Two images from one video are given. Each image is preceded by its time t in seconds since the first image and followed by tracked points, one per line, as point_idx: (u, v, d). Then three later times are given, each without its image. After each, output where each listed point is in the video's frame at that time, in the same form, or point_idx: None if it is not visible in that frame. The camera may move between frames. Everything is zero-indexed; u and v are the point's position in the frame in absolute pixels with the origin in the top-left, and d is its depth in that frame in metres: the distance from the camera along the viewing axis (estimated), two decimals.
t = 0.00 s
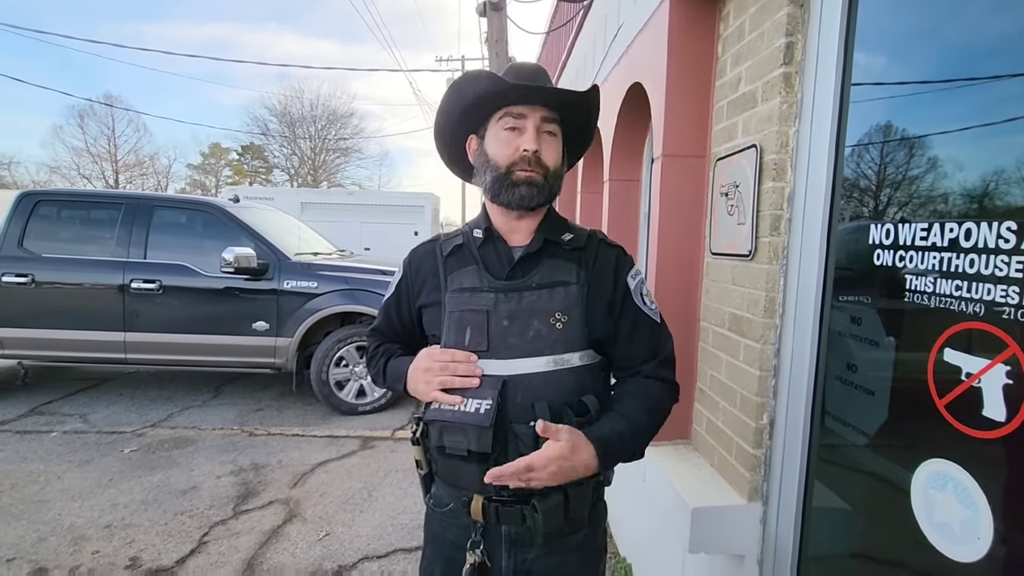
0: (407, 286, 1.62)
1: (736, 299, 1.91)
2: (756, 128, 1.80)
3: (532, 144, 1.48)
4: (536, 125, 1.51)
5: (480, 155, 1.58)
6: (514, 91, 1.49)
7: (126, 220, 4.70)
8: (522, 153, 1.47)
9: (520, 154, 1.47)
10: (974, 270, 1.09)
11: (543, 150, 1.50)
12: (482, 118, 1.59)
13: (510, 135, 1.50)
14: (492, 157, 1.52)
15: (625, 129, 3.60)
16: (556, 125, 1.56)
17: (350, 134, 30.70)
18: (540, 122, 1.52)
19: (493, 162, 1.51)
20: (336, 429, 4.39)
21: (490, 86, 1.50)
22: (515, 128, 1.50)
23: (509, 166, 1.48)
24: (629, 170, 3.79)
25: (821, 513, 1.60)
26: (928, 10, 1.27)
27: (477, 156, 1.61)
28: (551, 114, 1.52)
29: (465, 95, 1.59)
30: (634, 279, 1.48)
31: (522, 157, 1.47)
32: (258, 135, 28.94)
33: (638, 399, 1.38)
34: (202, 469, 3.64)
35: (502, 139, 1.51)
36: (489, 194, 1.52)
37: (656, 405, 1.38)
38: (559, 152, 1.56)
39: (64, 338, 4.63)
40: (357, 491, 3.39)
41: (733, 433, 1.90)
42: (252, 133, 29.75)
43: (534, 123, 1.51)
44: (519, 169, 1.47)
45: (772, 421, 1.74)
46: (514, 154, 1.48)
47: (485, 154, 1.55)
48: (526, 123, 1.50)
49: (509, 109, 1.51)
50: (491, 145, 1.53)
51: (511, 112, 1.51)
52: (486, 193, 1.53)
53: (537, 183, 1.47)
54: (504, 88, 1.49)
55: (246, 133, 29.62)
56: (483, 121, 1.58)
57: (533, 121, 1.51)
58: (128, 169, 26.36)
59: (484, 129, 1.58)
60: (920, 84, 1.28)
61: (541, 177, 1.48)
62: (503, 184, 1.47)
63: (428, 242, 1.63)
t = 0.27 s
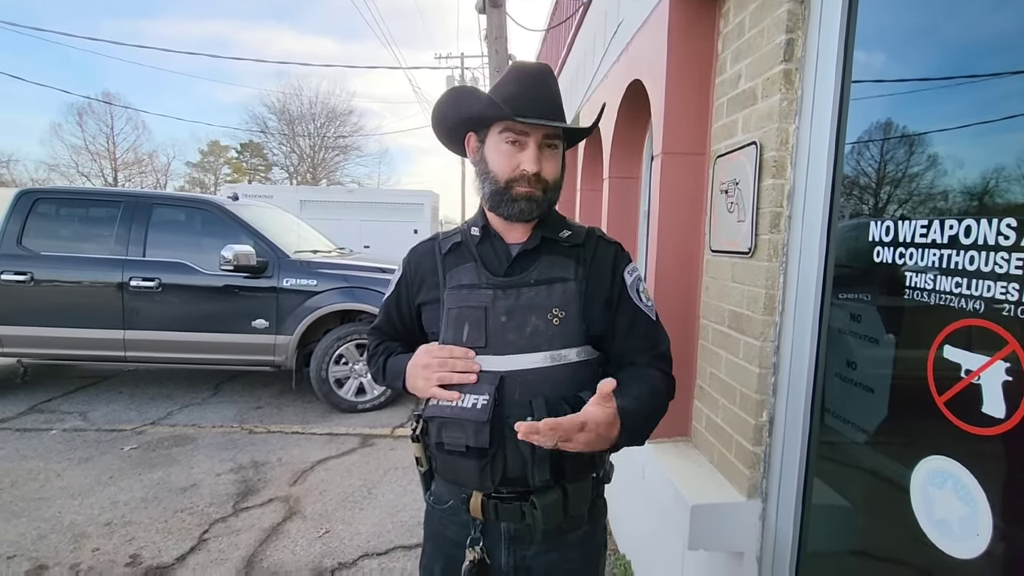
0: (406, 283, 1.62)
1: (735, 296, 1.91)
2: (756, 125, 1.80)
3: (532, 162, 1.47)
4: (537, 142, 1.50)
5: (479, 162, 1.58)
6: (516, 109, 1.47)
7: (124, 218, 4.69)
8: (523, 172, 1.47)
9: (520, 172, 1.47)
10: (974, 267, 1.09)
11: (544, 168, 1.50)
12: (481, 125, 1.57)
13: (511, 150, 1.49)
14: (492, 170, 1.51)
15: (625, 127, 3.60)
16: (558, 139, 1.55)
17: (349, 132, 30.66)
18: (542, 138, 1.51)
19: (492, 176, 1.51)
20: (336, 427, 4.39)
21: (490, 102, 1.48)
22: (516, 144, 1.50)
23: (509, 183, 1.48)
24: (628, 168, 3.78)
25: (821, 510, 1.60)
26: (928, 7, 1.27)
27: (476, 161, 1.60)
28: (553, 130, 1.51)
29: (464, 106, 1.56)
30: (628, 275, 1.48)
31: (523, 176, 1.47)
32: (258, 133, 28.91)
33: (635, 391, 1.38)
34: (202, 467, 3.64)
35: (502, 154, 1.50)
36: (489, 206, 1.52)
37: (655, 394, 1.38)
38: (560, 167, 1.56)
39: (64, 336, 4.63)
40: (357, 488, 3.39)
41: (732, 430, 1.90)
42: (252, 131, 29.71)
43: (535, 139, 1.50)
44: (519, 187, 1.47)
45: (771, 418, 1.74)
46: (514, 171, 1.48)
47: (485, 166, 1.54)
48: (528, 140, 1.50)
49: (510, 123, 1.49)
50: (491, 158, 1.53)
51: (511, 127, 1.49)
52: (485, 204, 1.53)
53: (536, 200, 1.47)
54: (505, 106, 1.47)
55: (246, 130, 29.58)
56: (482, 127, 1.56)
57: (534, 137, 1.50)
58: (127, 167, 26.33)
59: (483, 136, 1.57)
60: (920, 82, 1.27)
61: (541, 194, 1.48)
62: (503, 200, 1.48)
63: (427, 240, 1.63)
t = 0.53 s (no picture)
0: (405, 281, 1.61)
1: (736, 294, 1.91)
2: (756, 122, 1.79)
3: (537, 151, 1.47)
4: (541, 133, 1.50)
5: (481, 155, 1.56)
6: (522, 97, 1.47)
7: (123, 216, 4.68)
8: (527, 162, 1.46)
9: (524, 162, 1.46)
10: (975, 264, 1.09)
11: (548, 159, 1.49)
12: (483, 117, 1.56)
13: (514, 140, 1.48)
14: (495, 161, 1.50)
15: (625, 125, 3.59)
16: (560, 131, 1.55)
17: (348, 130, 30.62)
18: (546, 128, 1.51)
19: (496, 167, 1.50)
20: (335, 425, 4.39)
21: (497, 91, 1.47)
22: (521, 134, 1.49)
23: (513, 173, 1.47)
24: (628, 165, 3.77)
25: (820, 508, 1.60)
26: (928, 5, 1.26)
27: (478, 154, 1.59)
28: (557, 120, 1.51)
29: (468, 97, 1.55)
30: (634, 274, 1.48)
31: (527, 166, 1.46)
32: (256, 131, 28.86)
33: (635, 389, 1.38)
34: (202, 465, 3.64)
35: (506, 143, 1.49)
36: (490, 199, 1.51)
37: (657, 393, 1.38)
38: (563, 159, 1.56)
39: (63, 335, 4.62)
40: (357, 487, 3.39)
41: (732, 428, 1.90)
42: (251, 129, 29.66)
43: (539, 130, 1.49)
44: (523, 178, 1.46)
45: (771, 416, 1.74)
46: (518, 161, 1.47)
47: (488, 157, 1.53)
48: (532, 130, 1.49)
49: (514, 113, 1.49)
50: (494, 148, 1.51)
51: (516, 117, 1.49)
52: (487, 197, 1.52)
53: (540, 193, 1.46)
54: (510, 95, 1.47)
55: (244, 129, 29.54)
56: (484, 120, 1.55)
57: (538, 127, 1.50)
58: (125, 166, 26.28)
59: (485, 128, 1.56)
60: (920, 80, 1.27)
61: (545, 186, 1.47)
62: (507, 192, 1.46)
63: (426, 237, 1.62)
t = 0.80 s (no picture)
0: (403, 280, 1.61)
1: (734, 293, 1.91)
2: (754, 121, 1.80)
3: (548, 160, 1.46)
4: (553, 142, 1.49)
5: (489, 155, 1.55)
6: (537, 104, 1.45)
7: (120, 216, 4.67)
8: (537, 169, 1.46)
9: (533, 169, 1.46)
10: (973, 263, 1.09)
11: (557, 168, 1.49)
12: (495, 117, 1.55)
13: (526, 146, 1.47)
14: (504, 164, 1.50)
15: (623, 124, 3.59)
16: (570, 141, 1.55)
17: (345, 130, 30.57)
18: (557, 137, 1.51)
19: (504, 170, 1.49)
20: (334, 425, 4.39)
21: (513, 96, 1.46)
22: (533, 141, 1.48)
23: (520, 178, 1.47)
24: (626, 164, 3.77)
25: (819, 507, 1.60)
26: (926, 4, 1.26)
27: (485, 153, 1.58)
28: (570, 130, 1.51)
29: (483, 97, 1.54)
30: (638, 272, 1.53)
31: (536, 172, 1.46)
32: (253, 130, 28.80)
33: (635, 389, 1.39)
34: (200, 465, 3.63)
35: (517, 148, 1.48)
36: (495, 200, 1.51)
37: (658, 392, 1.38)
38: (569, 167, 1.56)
39: (60, 335, 4.61)
40: (355, 487, 3.39)
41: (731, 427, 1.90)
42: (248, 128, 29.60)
43: (551, 138, 1.49)
44: (530, 184, 1.46)
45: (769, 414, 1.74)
46: (528, 167, 1.46)
47: (496, 159, 1.52)
48: (544, 138, 1.49)
49: (530, 119, 1.47)
50: (503, 151, 1.50)
51: (531, 123, 1.47)
52: (491, 197, 1.52)
53: (545, 199, 1.47)
54: (527, 100, 1.45)
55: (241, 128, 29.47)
56: (496, 120, 1.54)
57: (551, 136, 1.49)
58: (122, 165, 26.21)
59: (496, 129, 1.54)
60: (917, 78, 1.27)
61: (550, 194, 1.48)
62: (513, 196, 1.47)
63: (423, 237, 1.62)
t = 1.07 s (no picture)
0: (406, 282, 1.61)
1: (734, 294, 1.92)
2: (754, 123, 1.80)
3: (542, 150, 1.47)
4: (548, 132, 1.50)
5: (488, 152, 1.57)
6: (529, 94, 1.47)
7: (118, 217, 4.66)
8: (532, 160, 1.47)
9: (529, 160, 1.47)
10: (973, 265, 1.10)
11: (553, 158, 1.50)
12: (492, 115, 1.57)
13: (521, 138, 1.49)
14: (502, 159, 1.51)
15: (622, 125, 3.61)
16: (568, 132, 1.55)
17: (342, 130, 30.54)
18: (553, 128, 1.51)
19: (501, 164, 1.50)
20: (333, 426, 4.39)
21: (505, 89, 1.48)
22: (527, 132, 1.49)
23: (517, 171, 1.47)
24: (625, 165, 3.78)
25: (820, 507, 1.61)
26: (924, 4, 1.27)
27: (484, 152, 1.60)
28: (565, 121, 1.51)
29: (477, 94, 1.56)
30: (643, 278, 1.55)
31: (532, 164, 1.46)
32: (251, 131, 28.75)
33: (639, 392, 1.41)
34: (199, 467, 3.63)
35: (513, 141, 1.49)
36: (495, 196, 1.52)
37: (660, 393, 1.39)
38: (568, 159, 1.56)
39: (58, 337, 4.60)
40: (355, 487, 3.39)
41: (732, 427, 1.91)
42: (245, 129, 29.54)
43: (546, 129, 1.50)
44: (527, 175, 1.47)
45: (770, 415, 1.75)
46: (524, 159, 1.47)
47: (494, 155, 1.54)
48: (539, 129, 1.49)
49: (523, 111, 1.49)
50: (500, 146, 1.52)
51: (524, 115, 1.49)
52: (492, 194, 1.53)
53: (544, 190, 1.47)
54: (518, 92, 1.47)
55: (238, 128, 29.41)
56: (492, 117, 1.56)
57: (545, 127, 1.50)
58: (119, 166, 26.13)
59: (493, 126, 1.56)
60: (915, 79, 1.28)
61: (549, 185, 1.48)
62: (511, 189, 1.47)
63: (427, 238, 1.62)
